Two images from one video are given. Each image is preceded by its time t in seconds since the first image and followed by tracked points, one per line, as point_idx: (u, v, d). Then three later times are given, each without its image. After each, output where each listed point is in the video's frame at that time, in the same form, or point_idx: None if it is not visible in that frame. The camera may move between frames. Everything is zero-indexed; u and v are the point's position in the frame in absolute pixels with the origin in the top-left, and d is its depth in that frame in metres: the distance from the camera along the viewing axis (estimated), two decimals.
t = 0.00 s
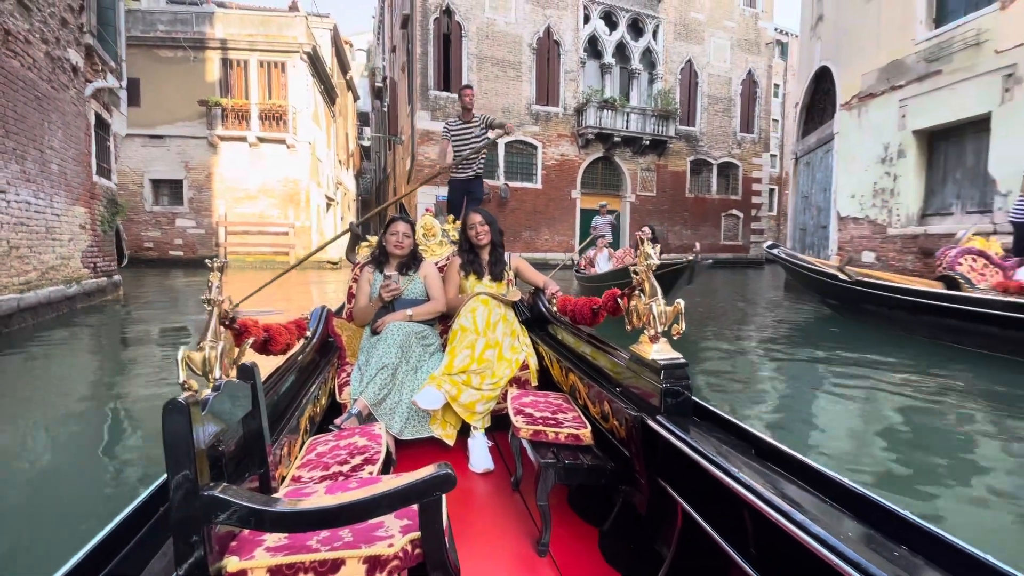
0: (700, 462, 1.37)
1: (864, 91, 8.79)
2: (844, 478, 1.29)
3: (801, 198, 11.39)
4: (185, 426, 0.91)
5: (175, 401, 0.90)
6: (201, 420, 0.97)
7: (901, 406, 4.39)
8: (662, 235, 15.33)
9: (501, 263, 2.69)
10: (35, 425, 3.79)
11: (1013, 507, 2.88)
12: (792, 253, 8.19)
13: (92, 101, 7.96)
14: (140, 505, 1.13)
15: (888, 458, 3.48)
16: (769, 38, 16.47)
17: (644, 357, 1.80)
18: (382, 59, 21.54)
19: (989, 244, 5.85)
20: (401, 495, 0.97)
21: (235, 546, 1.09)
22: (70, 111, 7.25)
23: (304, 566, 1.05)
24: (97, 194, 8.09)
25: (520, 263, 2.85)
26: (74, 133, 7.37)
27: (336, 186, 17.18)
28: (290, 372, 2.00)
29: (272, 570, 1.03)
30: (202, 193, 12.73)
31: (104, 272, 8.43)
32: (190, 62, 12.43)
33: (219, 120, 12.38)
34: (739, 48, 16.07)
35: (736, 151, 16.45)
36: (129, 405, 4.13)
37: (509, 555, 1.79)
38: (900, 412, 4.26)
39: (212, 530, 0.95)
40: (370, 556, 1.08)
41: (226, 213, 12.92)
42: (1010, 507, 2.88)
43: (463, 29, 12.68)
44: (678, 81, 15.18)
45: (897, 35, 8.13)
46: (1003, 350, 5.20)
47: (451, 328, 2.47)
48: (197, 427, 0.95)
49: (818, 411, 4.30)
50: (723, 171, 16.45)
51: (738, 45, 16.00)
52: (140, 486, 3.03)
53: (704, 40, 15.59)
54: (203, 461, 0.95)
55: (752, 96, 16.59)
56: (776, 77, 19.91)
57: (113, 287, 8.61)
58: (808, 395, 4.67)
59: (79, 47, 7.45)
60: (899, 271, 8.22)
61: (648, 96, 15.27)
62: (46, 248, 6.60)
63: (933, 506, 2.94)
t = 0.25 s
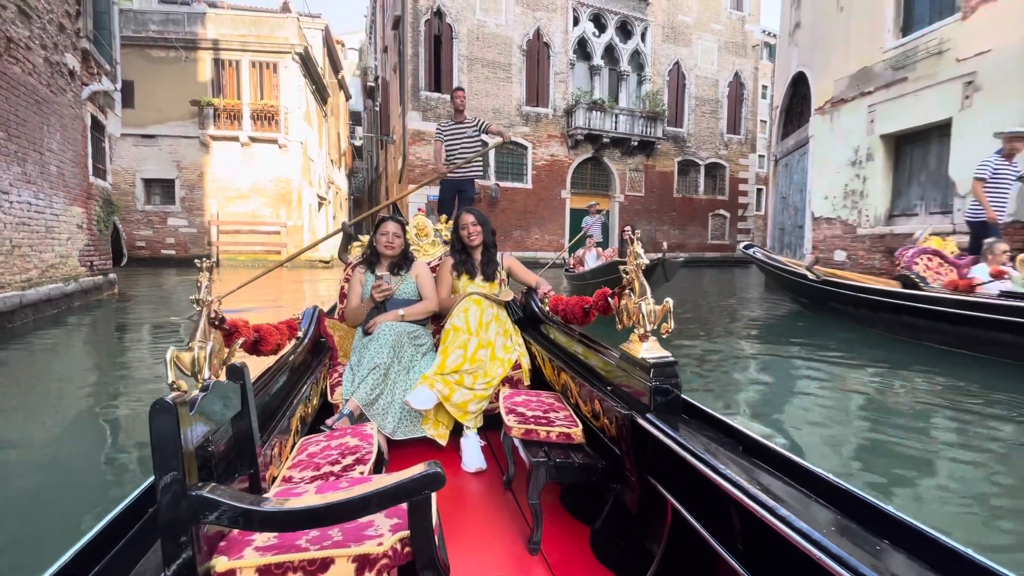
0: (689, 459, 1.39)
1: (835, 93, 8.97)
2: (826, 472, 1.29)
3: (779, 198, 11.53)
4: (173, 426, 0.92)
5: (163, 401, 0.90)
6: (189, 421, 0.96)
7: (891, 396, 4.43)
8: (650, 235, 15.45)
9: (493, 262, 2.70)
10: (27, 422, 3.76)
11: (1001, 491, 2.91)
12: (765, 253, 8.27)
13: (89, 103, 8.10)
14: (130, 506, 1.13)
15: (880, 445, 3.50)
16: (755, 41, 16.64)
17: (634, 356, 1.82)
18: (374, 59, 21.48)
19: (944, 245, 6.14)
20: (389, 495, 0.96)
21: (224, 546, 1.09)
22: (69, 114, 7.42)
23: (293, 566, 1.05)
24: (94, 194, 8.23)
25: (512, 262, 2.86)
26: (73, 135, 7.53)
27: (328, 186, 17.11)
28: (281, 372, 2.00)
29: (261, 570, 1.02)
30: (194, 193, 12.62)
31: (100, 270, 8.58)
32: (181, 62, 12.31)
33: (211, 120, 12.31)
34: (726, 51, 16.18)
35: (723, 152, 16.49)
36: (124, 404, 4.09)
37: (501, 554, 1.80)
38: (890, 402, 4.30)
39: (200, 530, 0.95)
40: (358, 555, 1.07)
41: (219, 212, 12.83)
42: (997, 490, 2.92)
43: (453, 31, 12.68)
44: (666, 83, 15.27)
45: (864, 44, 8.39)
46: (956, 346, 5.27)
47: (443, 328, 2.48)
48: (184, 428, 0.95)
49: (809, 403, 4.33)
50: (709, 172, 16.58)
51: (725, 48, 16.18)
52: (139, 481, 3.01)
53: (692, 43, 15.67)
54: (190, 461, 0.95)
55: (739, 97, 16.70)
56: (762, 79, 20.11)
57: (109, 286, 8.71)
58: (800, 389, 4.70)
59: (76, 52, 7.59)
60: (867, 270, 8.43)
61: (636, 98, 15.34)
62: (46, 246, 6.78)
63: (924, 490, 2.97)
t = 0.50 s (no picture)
0: (681, 459, 1.40)
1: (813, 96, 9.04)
2: (820, 474, 1.30)
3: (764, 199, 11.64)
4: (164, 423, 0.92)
5: (156, 400, 0.91)
6: (180, 419, 0.96)
7: (884, 390, 4.45)
8: (641, 235, 15.51)
9: (489, 263, 2.71)
10: (24, 420, 3.73)
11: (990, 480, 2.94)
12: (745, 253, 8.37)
13: (88, 107, 8.21)
14: (120, 504, 1.13)
15: (873, 437, 3.51)
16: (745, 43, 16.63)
17: (627, 356, 1.83)
18: (367, 59, 21.43)
19: (909, 243, 6.27)
20: (382, 493, 0.96)
21: (216, 545, 1.08)
22: (69, 117, 7.54)
23: (285, 564, 1.04)
24: (94, 195, 8.32)
25: (508, 262, 2.87)
26: (73, 138, 7.66)
27: (322, 186, 17.06)
28: (275, 372, 2.00)
29: (252, 568, 1.02)
30: (189, 193, 12.55)
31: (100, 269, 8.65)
32: (175, 63, 12.20)
33: (205, 120, 12.15)
34: (716, 53, 16.22)
35: (712, 152, 16.52)
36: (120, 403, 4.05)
37: (495, 554, 1.81)
38: (882, 396, 4.32)
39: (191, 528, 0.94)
40: (351, 554, 1.07)
41: (213, 212, 12.77)
42: (988, 480, 2.94)
43: (446, 33, 12.67)
44: (656, 85, 15.32)
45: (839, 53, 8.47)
46: (926, 341, 5.43)
47: (439, 328, 2.49)
48: (177, 425, 0.94)
49: (804, 397, 4.35)
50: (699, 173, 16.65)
51: (715, 49, 16.19)
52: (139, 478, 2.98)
53: (682, 46, 15.66)
54: (182, 459, 0.94)
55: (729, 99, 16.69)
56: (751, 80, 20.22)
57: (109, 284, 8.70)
58: (795, 384, 4.72)
59: (74, 56, 7.69)
60: (842, 269, 8.54)
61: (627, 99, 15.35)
62: (49, 246, 6.92)
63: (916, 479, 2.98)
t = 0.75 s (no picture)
0: (672, 455, 1.40)
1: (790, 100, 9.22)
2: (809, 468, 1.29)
3: (747, 199, 11.80)
4: (158, 419, 0.91)
5: (148, 395, 0.90)
6: (174, 416, 0.96)
7: (875, 387, 4.49)
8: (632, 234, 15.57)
9: (485, 261, 2.72)
10: (23, 417, 3.72)
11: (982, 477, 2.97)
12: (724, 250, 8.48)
13: (87, 110, 8.36)
14: (113, 502, 1.13)
15: (866, 434, 3.54)
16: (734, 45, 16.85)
17: (622, 354, 1.85)
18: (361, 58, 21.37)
19: (877, 242, 6.54)
20: (376, 489, 0.97)
21: (210, 541, 1.09)
22: (71, 120, 7.72)
23: (278, 559, 1.06)
24: (93, 196, 8.45)
25: (504, 261, 2.87)
26: (74, 140, 7.83)
27: (317, 185, 17.01)
28: (270, 370, 2.01)
29: (246, 564, 1.03)
30: (185, 192, 12.50)
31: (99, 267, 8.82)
32: (170, 64, 12.14)
33: (201, 120, 12.16)
34: (706, 54, 16.29)
35: (703, 153, 16.65)
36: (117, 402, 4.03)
37: (490, 550, 1.83)
38: (875, 393, 4.36)
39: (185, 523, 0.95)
40: (344, 549, 1.08)
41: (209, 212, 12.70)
42: (977, 475, 3.00)
43: (439, 34, 12.67)
44: (647, 86, 15.37)
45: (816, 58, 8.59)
46: (903, 336, 5.56)
47: (435, 326, 2.50)
48: (170, 422, 0.94)
49: (797, 394, 4.37)
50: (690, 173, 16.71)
51: (705, 51, 16.27)
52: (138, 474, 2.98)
53: (672, 47, 15.76)
54: (175, 456, 0.94)
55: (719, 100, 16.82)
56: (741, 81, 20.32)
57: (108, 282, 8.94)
58: (788, 381, 4.75)
59: (74, 60, 7.84)
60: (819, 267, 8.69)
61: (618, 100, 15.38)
62: (52, 245, 7.11)
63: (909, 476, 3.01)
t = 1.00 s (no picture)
0: (664, 449, 1.40)
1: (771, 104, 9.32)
2: (798, 460, 1.28)
3: (732, 200, 11.96)
4: (151, 418, 0.91)
5: (141, 395, 0.89)
6: (167, 414, 0.96)
7: (871, 385, 4.51)
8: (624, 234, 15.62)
9: (481, 260, 2.72)
10: (23, 419, 3.73)
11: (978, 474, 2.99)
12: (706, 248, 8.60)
13: (86, 113, 8.51)
14: (108, 502, 1.13)
15: (863, 432, 3.55)
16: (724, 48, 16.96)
17: (615, 349, 1.85)
18: (356, 58, 21.32)
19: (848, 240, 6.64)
20: (370, 485, 0.99)
21: (205, 539, 1.09)
22: (72, 125, 7.94)
23: (273, 556, 1.06)
24: (92, 198, 8.63)
25: (499, 260, 2.87)
26: (75, 143, 8.04)
27: (312, 186, 16.97)
28: (266, 369, 2.01)
29: (241, 561, 1.03)
30: (180, 193, 12.44)
31: (98, 267, 9.02)
32: (166, 66, 12.15)
33: (196, 122, 12.14)
34: (697, 57, 16.33)
35: (693, 154, 16.74)
36: (113, 404, 4.02)
37: (486, 547, 1.83)
38: (870, 391, 4.38)
39: (179, 522, 0.95)
40: (338, 545, 1.09)
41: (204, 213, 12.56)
42: (970, 470, 3.04)
43: (433, 37, 12.67)
44: (638, 88, 15.43)
45: (793, 63, 8.83)
46: (892, 335, 5.54)
47: (430, 325, 2.51)
48: (163, 421, 0.94)
49: (794, 392, 4.39)
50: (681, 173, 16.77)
51: (695, 54, 16.33)
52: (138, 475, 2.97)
53: (663, 50, 15.81)
54: (168, 455, 0.94)
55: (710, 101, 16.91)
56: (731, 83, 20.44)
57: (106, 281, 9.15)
58: (785, 378, 4.77)
59: (74, 66, 7.99)
60: (796, 265, 8.80)
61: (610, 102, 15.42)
62: (54, 245, 7.34)
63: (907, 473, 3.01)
